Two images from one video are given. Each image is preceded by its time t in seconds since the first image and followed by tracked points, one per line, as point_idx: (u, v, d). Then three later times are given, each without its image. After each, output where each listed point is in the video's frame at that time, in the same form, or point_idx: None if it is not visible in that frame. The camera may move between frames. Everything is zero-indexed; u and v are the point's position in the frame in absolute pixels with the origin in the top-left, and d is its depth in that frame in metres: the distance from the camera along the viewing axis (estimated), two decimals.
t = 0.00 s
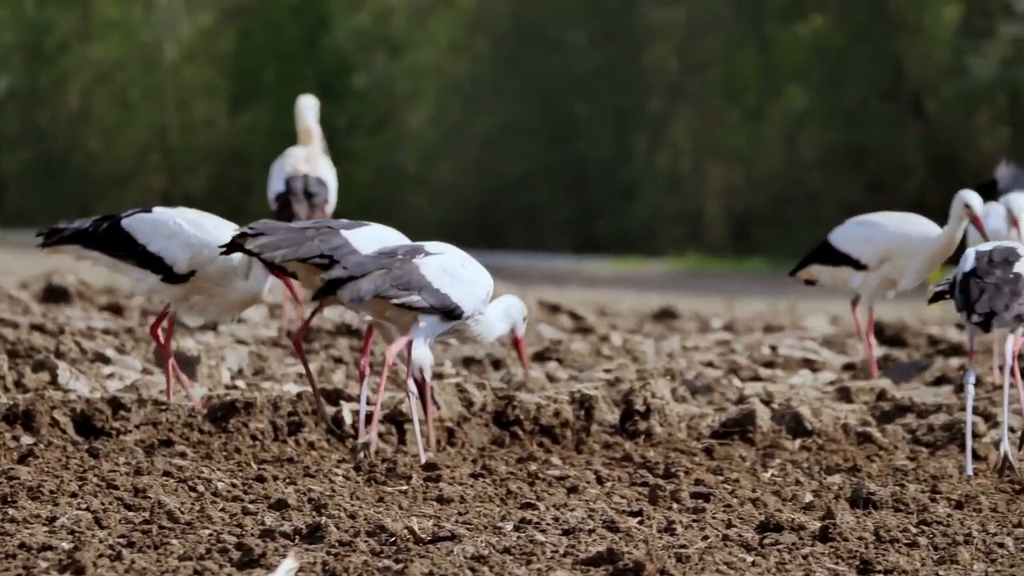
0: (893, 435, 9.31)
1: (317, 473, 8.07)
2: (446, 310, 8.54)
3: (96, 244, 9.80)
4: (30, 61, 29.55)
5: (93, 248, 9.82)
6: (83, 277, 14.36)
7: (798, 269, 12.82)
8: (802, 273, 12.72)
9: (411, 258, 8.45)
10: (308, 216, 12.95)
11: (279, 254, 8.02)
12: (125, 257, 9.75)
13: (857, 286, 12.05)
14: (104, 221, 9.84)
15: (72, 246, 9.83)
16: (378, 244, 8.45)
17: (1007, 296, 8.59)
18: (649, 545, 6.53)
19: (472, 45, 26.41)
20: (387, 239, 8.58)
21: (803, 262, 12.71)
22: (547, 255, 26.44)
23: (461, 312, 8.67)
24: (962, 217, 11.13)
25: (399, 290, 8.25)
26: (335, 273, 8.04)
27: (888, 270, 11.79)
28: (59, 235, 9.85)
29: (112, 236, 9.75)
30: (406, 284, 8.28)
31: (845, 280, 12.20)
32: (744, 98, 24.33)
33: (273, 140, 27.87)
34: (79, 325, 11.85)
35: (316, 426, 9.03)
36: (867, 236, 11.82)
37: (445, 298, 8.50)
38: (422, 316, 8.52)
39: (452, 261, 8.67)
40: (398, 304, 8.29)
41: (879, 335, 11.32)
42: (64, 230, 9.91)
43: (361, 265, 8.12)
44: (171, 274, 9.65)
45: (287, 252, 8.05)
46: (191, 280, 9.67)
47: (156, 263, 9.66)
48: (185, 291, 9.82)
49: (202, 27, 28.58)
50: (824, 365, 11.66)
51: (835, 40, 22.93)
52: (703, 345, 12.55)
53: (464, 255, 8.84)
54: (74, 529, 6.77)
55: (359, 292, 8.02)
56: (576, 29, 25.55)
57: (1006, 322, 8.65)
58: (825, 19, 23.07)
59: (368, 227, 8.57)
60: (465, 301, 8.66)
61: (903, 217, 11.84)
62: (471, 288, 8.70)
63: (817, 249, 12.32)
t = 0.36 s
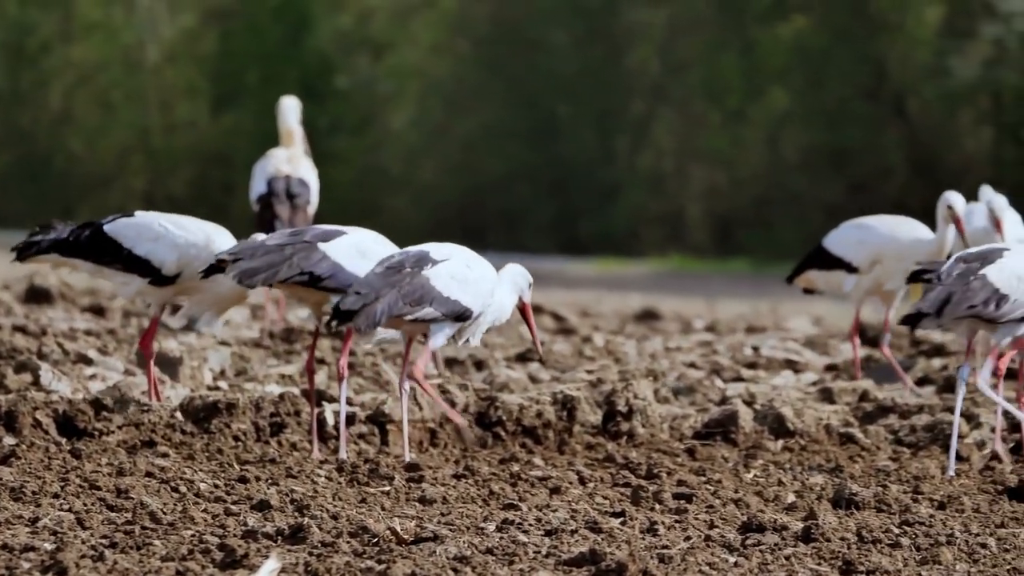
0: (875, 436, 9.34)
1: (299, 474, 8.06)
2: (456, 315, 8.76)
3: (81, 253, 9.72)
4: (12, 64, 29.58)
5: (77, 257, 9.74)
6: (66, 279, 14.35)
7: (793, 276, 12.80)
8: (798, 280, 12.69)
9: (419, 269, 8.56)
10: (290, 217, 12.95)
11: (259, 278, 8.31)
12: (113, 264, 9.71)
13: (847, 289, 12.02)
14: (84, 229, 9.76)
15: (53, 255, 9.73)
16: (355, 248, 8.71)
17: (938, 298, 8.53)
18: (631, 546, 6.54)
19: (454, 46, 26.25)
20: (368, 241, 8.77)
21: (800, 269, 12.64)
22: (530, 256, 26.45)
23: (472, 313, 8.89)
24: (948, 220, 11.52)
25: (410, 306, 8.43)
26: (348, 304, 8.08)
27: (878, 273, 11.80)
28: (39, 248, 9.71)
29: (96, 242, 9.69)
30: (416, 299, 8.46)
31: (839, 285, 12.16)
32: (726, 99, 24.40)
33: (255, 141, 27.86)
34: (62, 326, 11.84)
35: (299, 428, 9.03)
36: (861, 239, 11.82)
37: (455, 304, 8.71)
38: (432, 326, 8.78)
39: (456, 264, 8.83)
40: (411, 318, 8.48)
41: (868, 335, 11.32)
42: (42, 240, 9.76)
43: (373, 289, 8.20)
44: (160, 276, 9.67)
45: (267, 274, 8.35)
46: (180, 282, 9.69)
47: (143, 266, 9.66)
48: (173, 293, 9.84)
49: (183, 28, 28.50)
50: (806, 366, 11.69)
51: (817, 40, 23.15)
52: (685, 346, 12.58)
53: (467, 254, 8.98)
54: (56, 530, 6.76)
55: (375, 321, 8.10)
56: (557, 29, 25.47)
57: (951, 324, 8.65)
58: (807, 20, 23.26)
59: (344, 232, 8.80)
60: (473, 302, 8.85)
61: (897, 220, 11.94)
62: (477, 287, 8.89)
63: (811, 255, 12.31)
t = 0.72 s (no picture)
0: (864, 433, 9.35)
1: (288, 472, 8.06)
2: (480, 323, 8.50)
3: (69, 251, 9.66)
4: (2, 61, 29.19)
5: (65, 255, 9.68)
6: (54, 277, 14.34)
7: (802, 286, 12.71)
8: (807, 289, 12.60)
9: (442, 278, 8.37)
10: (279, 215, 12.91)
11: (244, 277, 8.15)
12: (99, 261, 9.64)
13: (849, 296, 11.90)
14: (74, 227, 9.74)
15: (42, 256, 9.69)
16: (339, 242, 8.69)
17: (954, 296, 8.11)
18: (620, 544, 6.54)
19: (443, 44, 26.42)
20: (348, 234, 8.75)
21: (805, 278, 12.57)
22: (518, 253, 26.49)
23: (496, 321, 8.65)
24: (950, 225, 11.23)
25: (434, 314, 8.21)
26: (375, 313, 7.91)
27: (880, 280, 11.67)
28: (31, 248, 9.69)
29: (84, 240, 9.65)
30: (440, 307, 8.25)
31: (842, 292, 12.06)
32: (715, 97, 24.42)
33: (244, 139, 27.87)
34: (50, 324, 11.81)
35: (288, 426, 9.02)
36: (861, 245, 11.73)
37: (478, 311, 8.46)
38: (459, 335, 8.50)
39: (479, 271, 8.63)
40: (435, 328, 8.24)
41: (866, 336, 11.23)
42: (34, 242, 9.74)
43: (396, 298, 8.03)
44: (148, 272, 9.61)
45: (251, 274, 8.19)
46: (168, 276, 9.64)
47: (131, 263, 9.59)
48: (161, 287, 9.79)
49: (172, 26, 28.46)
50: (795, 364, 11.69)
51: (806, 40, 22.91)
52: (674, 344, 12.58)
53: (488, 260, 8.79)
54: (45, 528, 6.76)
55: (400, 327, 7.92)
56: (545, 27, 25.58)
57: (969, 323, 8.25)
58: (796, 18, 23.12)
59: (329, 226, 8.76)
60: (498, 309, 8.63)
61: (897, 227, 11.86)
62: (501, 292, 8.67)
63: (817, 264, 12.21)
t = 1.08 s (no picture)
0: (857, 430, 9.36)
1: (281, 469, 8.06)
2: (514, 312, 8.59)
3: (61, 255, 9.54)
4: None
5: (57, 259, 9.55)
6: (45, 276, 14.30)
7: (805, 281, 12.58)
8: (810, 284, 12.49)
9: (476, 267, 8.52)
10: (271, 211, 12.89)
11: (244, 288, 8.17)
12: (91, 262, 9.57)
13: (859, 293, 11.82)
14: (62, 232, 9.62)
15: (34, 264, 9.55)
16: (336, 244, 8.78)
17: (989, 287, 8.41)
18: (613, 540, 6.54)
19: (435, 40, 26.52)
20: (345, 236, 8.85)
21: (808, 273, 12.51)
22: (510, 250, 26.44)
23: (532, 309, 8.76)
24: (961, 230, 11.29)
25: (471, 304, 8.33)
26: (410, 305, 8.09)
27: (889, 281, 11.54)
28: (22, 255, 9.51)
29: (74, 242, 9.56)
30: (476, 297, 8.37)
31: (851, 289, 11.97)
32: (707, 94, 24.45)
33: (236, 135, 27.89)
34: (43, 321, 11.78)
35: (279, 423, 9.02)
36: (868, 241, 11.76)
37: (515, 299, 8.58)
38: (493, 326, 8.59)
39: (514, 261, 8.75)
40: (473, 318, 8.36)
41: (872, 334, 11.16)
42: (22, 250, 9.58)
43: (432, 289, 8.19)
44: (142, 269, 9.61)
45: (250, 285, 8.20)
46: (162, 272, 9.65)
47: (124, 261, 9.57)
48: (154, 284, 9.79)
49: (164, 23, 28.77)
50: (787, 361, 11.69)
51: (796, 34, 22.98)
52: (666, 341, 12.57)
53: (522, 251, 8.89)
54: (37, 526, 6.75)
55: (439, 318, 8.08)
56: (539, 25, 25.63)
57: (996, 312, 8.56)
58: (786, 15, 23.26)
59: (324, 229, 8.84)
60: (533, 298, 8.73)
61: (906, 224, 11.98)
62: (536, 282, 8.78)
63: (822, 260, 12.12)
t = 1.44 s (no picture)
0: (840, 429, 9.39)
1: (265, 467, 8.06)
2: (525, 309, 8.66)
3: (52, 262, 9.67)
4: None
5: (48, 267, 9.69)
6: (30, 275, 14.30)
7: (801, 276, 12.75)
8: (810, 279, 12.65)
9: (485, 266, 8.60)
10: (256, 209, 12.87)
11: (245, 308, 8.22)
12: (83, 266, 9.68)
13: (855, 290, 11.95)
14: (51, 240, 9.73)
15: (26, 272, 9.67)
16: (340, 253, 8.84)
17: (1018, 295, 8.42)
18: (597, 539, 6.55)
19: (419, 38, 26.39)
20: (349, 244, 8.92)
21: (802, 268, 12.72)
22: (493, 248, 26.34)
23: (543, 306, 8.81)
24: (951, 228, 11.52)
25: (480, 303, 8.42)
26: (417, 305, 8.13)
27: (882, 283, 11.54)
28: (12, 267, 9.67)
29: (65, 246, 9.65)
30: (485, 295, 8.47)
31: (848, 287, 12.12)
32: (693, 92, 24.55)
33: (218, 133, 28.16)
34: (27, 319, 11.78)
35: (263, 421, 9.02)
36: (863, 238, 11.88)
37: (525, 297, 8.65)
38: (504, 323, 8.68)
39: (525, 258, 8.83)
40: (482, 316, 8.45)
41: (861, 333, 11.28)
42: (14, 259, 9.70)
43: (440, 289, 8.25)
44: (135, 266, 9.68)
45: (251, 304, 8.26)
46: (155, 268, 9.72)
47: (116, 261, 9.66)
48: (147, 282, 9.86)
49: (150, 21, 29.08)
50: (771, 359, 11.71)
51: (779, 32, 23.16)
52: (650, 339, 12.59)
53: (532, 246, 8.99)
54: (22, 524, 6.75)
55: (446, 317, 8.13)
56: (522, 24, 25.47)
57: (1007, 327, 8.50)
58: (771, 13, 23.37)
59: (327, 238, 8.90)
60: (545, 294, 8.80)
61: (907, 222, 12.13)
62: (549, 278, 8.84)
63: (820, 256, 12.30)
